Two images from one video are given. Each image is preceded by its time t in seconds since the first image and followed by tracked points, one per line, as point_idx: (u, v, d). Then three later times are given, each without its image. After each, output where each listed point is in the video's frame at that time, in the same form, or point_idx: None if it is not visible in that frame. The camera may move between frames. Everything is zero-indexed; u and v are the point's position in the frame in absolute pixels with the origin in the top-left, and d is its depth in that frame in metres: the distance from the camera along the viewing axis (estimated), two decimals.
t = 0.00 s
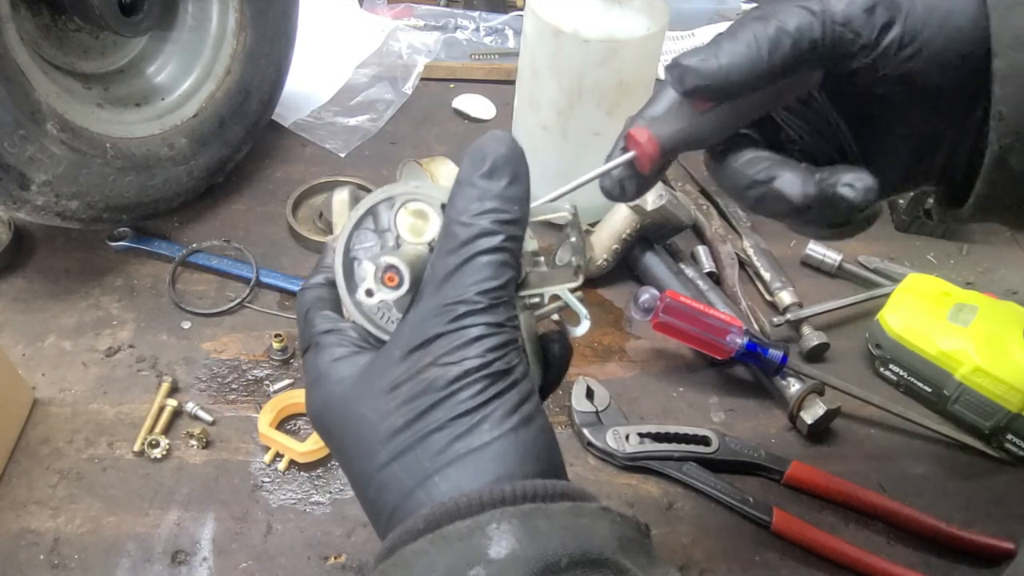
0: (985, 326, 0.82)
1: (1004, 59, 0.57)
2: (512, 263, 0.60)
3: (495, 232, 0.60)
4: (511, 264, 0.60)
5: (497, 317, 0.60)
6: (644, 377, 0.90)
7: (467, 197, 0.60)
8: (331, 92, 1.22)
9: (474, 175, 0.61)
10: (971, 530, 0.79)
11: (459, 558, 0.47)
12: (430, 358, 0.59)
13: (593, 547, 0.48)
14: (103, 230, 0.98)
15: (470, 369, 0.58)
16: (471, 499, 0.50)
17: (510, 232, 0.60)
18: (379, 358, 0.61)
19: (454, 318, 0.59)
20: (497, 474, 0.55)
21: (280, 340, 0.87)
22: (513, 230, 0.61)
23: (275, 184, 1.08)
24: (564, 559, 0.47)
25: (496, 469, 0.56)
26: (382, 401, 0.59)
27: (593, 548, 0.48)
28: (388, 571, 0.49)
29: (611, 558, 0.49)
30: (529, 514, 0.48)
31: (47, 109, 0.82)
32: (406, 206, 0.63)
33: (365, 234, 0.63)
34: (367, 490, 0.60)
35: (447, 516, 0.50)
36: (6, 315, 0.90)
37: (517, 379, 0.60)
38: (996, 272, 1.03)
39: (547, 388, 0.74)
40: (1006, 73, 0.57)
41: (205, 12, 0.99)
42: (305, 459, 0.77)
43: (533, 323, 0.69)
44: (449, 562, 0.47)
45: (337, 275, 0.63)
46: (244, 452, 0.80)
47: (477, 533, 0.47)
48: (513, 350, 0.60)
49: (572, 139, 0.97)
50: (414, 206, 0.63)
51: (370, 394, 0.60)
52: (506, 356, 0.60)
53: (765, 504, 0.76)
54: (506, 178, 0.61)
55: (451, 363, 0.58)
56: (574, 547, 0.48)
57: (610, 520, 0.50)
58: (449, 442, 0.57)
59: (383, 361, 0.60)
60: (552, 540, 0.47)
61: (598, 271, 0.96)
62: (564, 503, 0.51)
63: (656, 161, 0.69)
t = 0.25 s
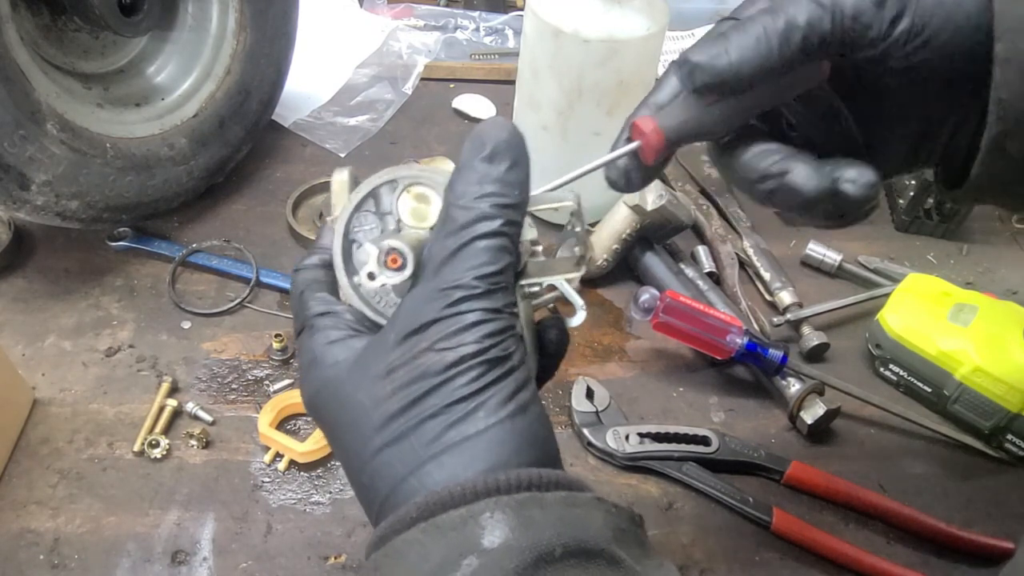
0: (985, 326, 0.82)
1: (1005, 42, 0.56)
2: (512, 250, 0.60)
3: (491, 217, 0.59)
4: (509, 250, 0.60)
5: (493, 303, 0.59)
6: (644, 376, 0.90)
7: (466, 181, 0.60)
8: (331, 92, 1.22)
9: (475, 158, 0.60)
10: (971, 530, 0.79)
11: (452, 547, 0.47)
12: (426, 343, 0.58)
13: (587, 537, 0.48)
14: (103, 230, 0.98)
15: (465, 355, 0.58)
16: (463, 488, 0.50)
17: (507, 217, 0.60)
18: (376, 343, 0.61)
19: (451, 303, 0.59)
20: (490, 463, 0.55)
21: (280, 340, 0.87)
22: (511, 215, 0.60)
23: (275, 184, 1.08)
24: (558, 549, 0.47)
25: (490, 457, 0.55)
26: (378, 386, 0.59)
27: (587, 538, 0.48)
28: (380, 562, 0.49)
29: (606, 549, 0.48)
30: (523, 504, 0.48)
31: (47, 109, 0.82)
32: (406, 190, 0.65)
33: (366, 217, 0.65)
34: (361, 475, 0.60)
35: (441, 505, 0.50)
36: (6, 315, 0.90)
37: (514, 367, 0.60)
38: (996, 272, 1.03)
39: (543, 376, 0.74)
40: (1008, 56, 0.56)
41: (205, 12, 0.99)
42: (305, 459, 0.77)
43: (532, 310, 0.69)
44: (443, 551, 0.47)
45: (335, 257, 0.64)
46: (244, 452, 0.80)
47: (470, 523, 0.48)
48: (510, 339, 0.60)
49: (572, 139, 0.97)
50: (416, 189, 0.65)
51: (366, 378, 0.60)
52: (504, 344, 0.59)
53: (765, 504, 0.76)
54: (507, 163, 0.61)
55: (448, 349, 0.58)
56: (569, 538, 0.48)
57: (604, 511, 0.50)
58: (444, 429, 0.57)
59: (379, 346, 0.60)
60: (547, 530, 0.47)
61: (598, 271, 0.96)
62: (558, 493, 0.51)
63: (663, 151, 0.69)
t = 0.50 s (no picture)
0: (985, 326, 0.82)
1: None
2: (500, 226, 0.61)
3: (478, 193, 0.61)
4: (497, 226, 0.61)
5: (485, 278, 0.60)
6: (644, 376, 0.90)
7: (451, 161, 0.62)
8: (331, 92, 1.22)
9: (459, 138, 0.62)
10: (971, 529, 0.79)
11: (455, 523, 0.47)
12: (419, 321, 0.59)
13: (592, 515, 0.48)
14: (103, 230, 0.98)
15: (460, 330, 0.58)
16: (467, 465, 0.50)
17: (493, 193, 0.61)
18: (370, 324, 0.62)
19: (443, 280, 0.59)
20: (489, 438, 0.55)
21: (280, 340, 0.87)
22: (498, 192, 0.62)
23: (275, 184, 1.08)
24: (562, 527, 0.47)
25: (489, 431, 0.56)
26: (374, 367, 0.60)
27: (591, 516, 0.48)
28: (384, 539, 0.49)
29: (610, 527, 0.48)
30: (527, 481, 0.48)
31: (47, 109, 0.82)
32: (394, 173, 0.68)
33: (356, 201, 0.68)
34: (361, 457, 0.60)
35: (444, 480, 0.50)
36: (6, 315, 0.90)
37: (508, 343, 0.60)
38: (996, 272, 1.03)
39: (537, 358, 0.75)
40: None
41: (205, 12, 0.99)
42: (305, 459, 0.77)
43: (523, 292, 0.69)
44: (446, 526, 0.47)
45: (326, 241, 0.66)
46: (244, 452, 0.80)
47: (473, 499, 0.48)
48: (503, 315, 0.61)
49: (572, 139, 0.97)
50: (402, 172, 0.68)
51: (362, 358, 0.61)
52: (497, 320, 0.60)
53: (765, 504, 0.76)
54: (490, 143, 0.63)
55: (442, 325, 0.59)
56: (573, 516, 0.47)
57: (607, 491, 0.50)
58: (442, 406, 0.57)
59: (373, 327, 0.61)
60: (550, 508, 0.47)
61: (598, 271, 0.96)
62: (561, 472, 0.50)
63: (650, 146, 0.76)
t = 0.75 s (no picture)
0: (985, 326, 0.82)
1: None
2: (452, 223, 0.66)
3: (431, 195, 0.66)
4: (451, 224, 0.66)
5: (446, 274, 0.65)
6: (644, 376, 0.90)
7: (400, 168, 0.66)
8: (331, 92, 1.22)
9: (401, 146, 0.67)
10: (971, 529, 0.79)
11: (439, 515, 0.47)
12: (384, 322, 0.63)
13: (576, 507, 0.48)
14: (103, 230, 0.98)
15: (426, 326, 0.62)
16: (449, 459, 0.51)
17: (444, 194, 0.66)
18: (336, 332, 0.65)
19: (404, 280, 0.64)
20: (459, 427, 0.58)
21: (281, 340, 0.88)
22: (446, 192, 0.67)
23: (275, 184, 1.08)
24: (547, 518, 0.47)
25: (462, 418, 0.59)
26: (343, 372, 0.63)
27: (574, 507, 0.48)
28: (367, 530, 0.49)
29: (593, 519, 0.48)
30: (509, 474, 0.49)
31: (47, 109, 0.82)
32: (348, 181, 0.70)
33: (313, 215, 0.69)
34: (337, 464, 0.62)
35: (427, 475, 0.51)
36: (6, 315, 0.90)
37: (473, 335, 0.64)
38: (996, 272, 1.03)
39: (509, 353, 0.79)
40: None
41: (205, 12, 0.99)
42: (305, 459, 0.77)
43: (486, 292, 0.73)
44: (430, 519, 0.47)
45: (286, 255, 0.68)
46: (244, 452, 0.80)
47: (457, 492, 0.48)
48: (464, 310, 0.65)
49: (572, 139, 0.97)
50: (356, 180, 0.71)
51: (331, 364, 0.64)
52: (460, 314, 0.64)
53: (766, 504, 0.76)
54: (432, 148, 0.67)
55: (407, 324, 0.63)
56: (558, 508, 0.48)
57: (592, 484, 0.50)
58: (416, 402, 0.60)
59: (341, 334, 0.64)
60: (534, 499, 0.48)
61: (598, 271, 0.96)
62: (543, 465, 0.51)
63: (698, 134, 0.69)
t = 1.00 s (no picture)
0: (985, 326, 0.82)
1: None
2: (447, 222, 0.67)
3: (427, 194, 0.67)
4: (446, 222, 0.68)
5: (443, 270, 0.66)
6: (644, 376, 0.90)
7: (395, 168, 0.67)
8: (331, 92, 1.22)
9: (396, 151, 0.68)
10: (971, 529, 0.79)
11: (444, 503, 0.48)
12: (383, 317, 0.64)
13: (581, 498, 0.49)
14: (103, 230, 0.98)
15: (424, 318, 0.63)
16: (453, 448, 0.51)
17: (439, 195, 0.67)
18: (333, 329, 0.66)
19: (401, 275, 0.65)
20: (459, 416, 0.59)
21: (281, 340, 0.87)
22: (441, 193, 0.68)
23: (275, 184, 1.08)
24: (551, 507, 0.47)
25: (463, 406, 0.60)
26: (343, 367, 0.63)
27: (579, 497, 0.49)
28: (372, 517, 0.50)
29: (597, 510, 0.49)
30: (515, 463, 0.49)
31: (47, 109, 0.82)
32: (342, 184, 0.71)
33: (306, 221, 0.70)
34: (338, 458, 0.63)
35: (433, 463, 0.51)
36: (6, 314, 0.90)
37: (468, 328, 0.66)
38: (996, 272, 1.03)
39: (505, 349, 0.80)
40: None
41: (205, 12, 0.99)
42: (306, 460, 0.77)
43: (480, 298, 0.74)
44: (434, 507, 0.48)
45: (282, 258, 0.68)
46: (244, 452, 0.80)
47: (461, 480, 0.49)
48: (461, 304, 0.66)
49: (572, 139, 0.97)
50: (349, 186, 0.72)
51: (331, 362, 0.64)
52: (456, 307, 0.66)
53: (766, 504, 0.76)
54: (426, 150, 0.68)
55: (405, 316, 0.64)
56: (562, 497, 0.48)
57: (595, 475, 0.51)
58: (416, 392, 0.61)
59: (340, 330, 0.65)
60: (539, 488, 0.48)
61: (598, 271, 0.96)
62: (549, 456, 0.51)
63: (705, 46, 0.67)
